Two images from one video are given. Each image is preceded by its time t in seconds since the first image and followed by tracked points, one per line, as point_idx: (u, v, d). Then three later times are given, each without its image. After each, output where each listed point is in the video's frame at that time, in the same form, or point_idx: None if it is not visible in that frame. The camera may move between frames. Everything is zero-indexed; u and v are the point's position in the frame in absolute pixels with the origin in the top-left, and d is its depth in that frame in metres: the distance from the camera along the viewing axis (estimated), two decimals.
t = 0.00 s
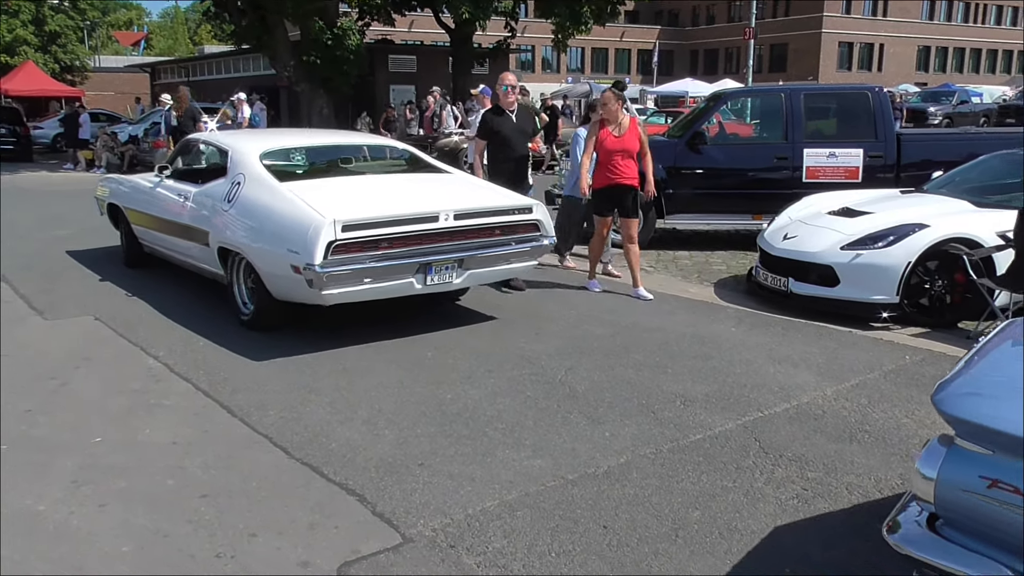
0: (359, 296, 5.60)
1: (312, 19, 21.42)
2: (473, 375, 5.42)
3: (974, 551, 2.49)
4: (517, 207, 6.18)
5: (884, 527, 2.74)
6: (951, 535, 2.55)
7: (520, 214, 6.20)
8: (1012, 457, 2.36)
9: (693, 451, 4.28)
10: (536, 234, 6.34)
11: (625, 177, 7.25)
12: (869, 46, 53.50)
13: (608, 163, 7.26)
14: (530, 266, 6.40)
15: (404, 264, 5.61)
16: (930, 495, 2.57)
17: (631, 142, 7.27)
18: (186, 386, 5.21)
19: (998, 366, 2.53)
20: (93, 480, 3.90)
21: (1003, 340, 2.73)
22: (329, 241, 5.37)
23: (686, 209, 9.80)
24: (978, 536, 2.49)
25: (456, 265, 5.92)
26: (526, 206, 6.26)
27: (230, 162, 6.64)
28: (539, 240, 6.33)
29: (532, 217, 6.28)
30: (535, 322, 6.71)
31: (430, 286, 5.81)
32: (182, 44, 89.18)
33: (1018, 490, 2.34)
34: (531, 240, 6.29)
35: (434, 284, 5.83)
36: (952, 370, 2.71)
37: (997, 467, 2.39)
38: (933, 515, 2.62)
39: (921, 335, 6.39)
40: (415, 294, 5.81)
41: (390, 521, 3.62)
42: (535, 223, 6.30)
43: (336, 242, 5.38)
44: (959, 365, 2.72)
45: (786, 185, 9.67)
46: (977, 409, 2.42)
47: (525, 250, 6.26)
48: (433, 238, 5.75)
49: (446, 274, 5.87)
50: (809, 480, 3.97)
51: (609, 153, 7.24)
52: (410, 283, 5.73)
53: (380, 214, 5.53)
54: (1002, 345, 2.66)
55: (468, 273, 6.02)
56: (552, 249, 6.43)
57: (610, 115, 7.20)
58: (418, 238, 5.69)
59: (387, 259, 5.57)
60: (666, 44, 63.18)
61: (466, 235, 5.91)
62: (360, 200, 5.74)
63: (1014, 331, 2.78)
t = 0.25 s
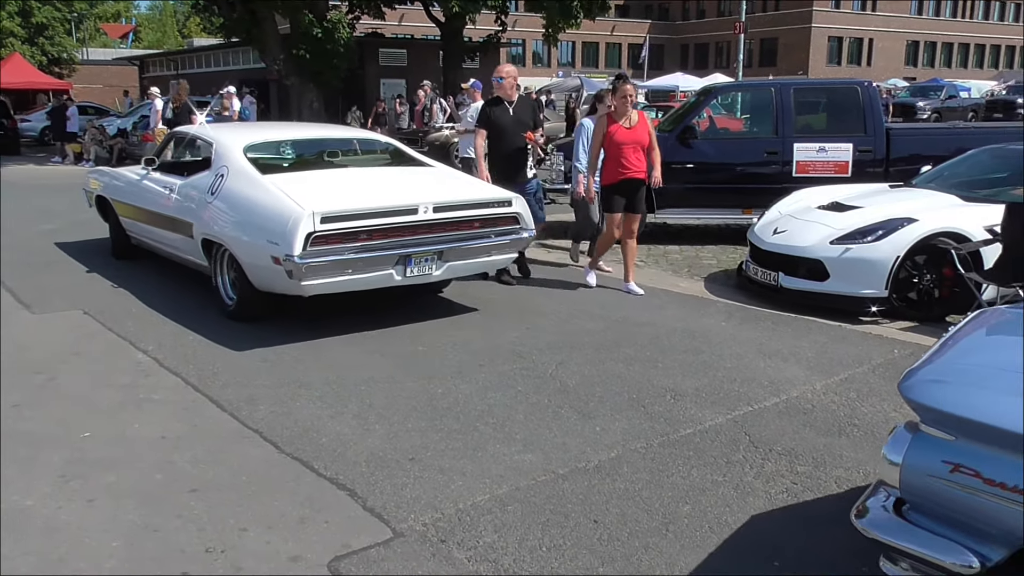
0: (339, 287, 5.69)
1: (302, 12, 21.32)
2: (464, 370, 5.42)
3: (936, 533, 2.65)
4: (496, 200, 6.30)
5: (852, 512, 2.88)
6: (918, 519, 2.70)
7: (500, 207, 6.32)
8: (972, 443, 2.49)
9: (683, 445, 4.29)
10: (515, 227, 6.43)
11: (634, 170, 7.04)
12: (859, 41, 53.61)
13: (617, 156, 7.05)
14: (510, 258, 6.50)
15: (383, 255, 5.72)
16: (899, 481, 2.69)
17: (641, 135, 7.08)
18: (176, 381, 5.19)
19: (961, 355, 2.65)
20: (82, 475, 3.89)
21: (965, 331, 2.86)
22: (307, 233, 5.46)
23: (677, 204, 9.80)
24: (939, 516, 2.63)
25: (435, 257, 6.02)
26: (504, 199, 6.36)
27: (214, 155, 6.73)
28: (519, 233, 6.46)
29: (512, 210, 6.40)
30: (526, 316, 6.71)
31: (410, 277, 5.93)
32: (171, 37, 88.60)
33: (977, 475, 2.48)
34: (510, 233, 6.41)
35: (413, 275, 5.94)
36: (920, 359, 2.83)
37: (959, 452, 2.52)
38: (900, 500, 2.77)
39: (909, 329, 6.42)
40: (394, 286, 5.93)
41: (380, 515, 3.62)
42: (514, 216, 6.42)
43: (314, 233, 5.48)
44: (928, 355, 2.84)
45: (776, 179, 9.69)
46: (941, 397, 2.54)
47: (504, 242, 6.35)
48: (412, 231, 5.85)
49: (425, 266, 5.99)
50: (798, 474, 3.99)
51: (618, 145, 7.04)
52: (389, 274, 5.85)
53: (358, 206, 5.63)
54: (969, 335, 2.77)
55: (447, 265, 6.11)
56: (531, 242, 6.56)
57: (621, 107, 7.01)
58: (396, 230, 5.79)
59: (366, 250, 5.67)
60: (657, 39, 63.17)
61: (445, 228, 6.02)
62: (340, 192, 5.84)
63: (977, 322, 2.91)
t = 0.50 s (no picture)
0: (324, 285, 5.79)
1: (299, 13, 21.32)
2: (461, 371, 5.41)
3: (904, 522, 2.61)
4: (480, 200, 6.38)
5: (821, 503, 2.86)
6: (883, 509, 2.67)
7: (484, 207, 6.40)
8: (934, 432, 2.48)
9: (681, 446, 4.29)
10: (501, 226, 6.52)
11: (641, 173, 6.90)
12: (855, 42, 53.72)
13: (624, 159, 6.91)
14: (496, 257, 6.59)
15: (368, 254, 5.81)
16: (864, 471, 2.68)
17: (649, 139, 6.94)
18: (172, 382, 5.18)
19: (932, 349, 2.64)
20: (78, 476, 3.88)
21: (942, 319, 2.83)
22: (292, 231, 5.57)
23: (674, 205, 9.81)
24: (906, 506, 2.60)
25: (420, 256, 6.11)
26: (488, 199, 6.45)
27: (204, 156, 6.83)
28: (503, 232, 6.53)
29: (496, 210, 6.47)
30: (523, 317, 6.71)
31: (395, 276, 6.02)
32: (167, 38, 88.50)
33: (940, 465, 2.46)
34: (494, 232, 6.48)
35: (398, 274, 6.03)
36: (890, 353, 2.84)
37: (921, 443, 2.51)
38: (866, 490, 2.74)
39: (906, 330, 6.44)
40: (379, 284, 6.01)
41: (377, 516, 3.62)
42: (498, 216, 6.50)
43: (299, 232, 5.58)
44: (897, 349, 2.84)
45: (773, 180, 9.70)
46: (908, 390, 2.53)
47: (490, 240, 6.44)
48: (397, 230, 5.95)
49: (410, 265, 6.07)
50: (795, 475, 4.00)
51: (627, 148, 6.90)
52: (374, 272, 5.94)
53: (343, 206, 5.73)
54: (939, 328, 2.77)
55: (433, 264, 6.20)
56: (516, 241, 6.63)
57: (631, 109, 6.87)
58: (381, 230, 5.88)
59: (351, 249, 5.76)
60: (654, 40, 63.25)
61: (430, 227, 6.10)
62: (326, 192, 5.95)
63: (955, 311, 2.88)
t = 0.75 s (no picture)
0: (312, 281, 5.87)
1: (299, 13, 21.32)
2: (461, 371, 5.41)
3: (865, 508, 2.62)
4: (469, 198, 6.46)
5: (789, 490, 2.88)
6: (846, 495, 2.68)
7: (473, 205, 6.48)
8: (895, 421, 2.50)
9: (681, 447, 4.29)
10: (489, 225, 6.59)
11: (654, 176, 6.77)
12: (855, 42, 53.71)
13: (638, 161, 6.75)
14: (485, 255, 6.67)
15: (356, 251, 5.88)
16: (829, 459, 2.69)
17: (660, 141, 6.84)
18: (172, 382, 5.18)
19: (903, 342, 2.65)
20: (77, 476, 3.88)
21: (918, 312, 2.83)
22: (281, 229, 5.64)
23: (674, 205, 9.80)
24: (868, 492, 2.61)
25: (409, 254, 6.20)
26: (478, 197, 6.53)
27: (199, 155, 6.93)
28: (492, 231, 6.62)
29: (485, 208, 6.55)
30: (523, 317, 6.71)
31: (384, 273, 6.10)
32: (168, 38, 88.53)
33: (900, 452, 2.48)
34: (483, 231, 6.56)
35: (387, 271, 6.11)
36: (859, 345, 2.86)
37: (884, 431, 2.53)
38: (831, 478, 2.76)
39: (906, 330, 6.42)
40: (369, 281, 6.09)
41: (377, 516, 3.62)
42: (488, 214, 6.58)
43: (288, 229, 5.66)
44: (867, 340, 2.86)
45: (773, 180, 9.70)
46: (873, 380, 2.56)
47: (478, 239, 6.52)
48: (385, 228, 6.02)
49: (399, 262, 6.16)
50: (796, 475, 3.99)
51: (639, 151, 6.75)
52: (363, 270, 6.02)
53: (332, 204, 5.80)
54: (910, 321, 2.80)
55: (422, 262, 6.29)
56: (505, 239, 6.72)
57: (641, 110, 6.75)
58: (370, 228, 5.95)
59: (340, 247, 5.84)
60: (654, 40, 63.23)
61: (418, 225, 6.18)
62: (316, 190, 6.02)
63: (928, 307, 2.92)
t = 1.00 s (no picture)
0: (301, 276, 5.98)
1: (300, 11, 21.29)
2: (463, 369, 5.41)
3: (817, 488, 2.74)
4: (458, 195, 6.58)
5: (748, 472, 3.00)
6: (801, 477, 2.80)
7: (461, 201, 6.60)
8: (846, 406, 2.64)
9: (683, 445, 4.29)
10: (477, 221, 6.71)
11: (665, 175, 6.75)
12: (857, 40, 53.64)
13: (648, 160, 6.76)
14: (472, 251, 6.79)
15: (346, 247, 6.00)
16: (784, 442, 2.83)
17: (674, 139, 6.79)
18: (174, 380, 5.19)
19: (863, 334, 2.78)
20: (80, 473, 3.89)
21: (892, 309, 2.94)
22: (271, 224, 5.74)
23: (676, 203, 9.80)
24: (823, 474, 2.73)
25: (398, 249, 6.34)
26: (466, 194, 6.66)
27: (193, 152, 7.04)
28: (480, 227, 6.75)
29: (474, 205, 6.68)
30: (524, 316, 6.70)
31: (373, 268, 6.25)
32: (169, 36, 88.56)
33: (854, 433, 2.60)
34: (471, 227, 6.69)
35: (376, 266, 6.26)
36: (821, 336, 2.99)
37: (841, 414, 2.65)
38: (788, 462, 2.88)
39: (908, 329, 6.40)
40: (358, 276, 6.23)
41: (379, 514, 3.62)
42: (476, 210, 6.70)
43: (278, 224, 5.76)
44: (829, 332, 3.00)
45: (775, 179, 9.69)
46: (833, 365, 2.68)
47: (465, 235, 6.64)
48: (375, 224, 6.14)
49: (388, 257, 6.30)
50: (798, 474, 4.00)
51: (651, 149, 6.75)
52: (353, 265, 6.15)
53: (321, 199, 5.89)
54: (870, 315, 2.94)
55: (411, 257, 6.42)
56: (493, 235, 6.84)
57: (651, 107, 6.75)
58: (359, 223, 6.06)
59: (329, 242, 5.94)
60: (656, 38, 63.18)
61: (407, 221, 6.30)
62: (305, 186, 6.11)
63: (891, 302, 3.05)
